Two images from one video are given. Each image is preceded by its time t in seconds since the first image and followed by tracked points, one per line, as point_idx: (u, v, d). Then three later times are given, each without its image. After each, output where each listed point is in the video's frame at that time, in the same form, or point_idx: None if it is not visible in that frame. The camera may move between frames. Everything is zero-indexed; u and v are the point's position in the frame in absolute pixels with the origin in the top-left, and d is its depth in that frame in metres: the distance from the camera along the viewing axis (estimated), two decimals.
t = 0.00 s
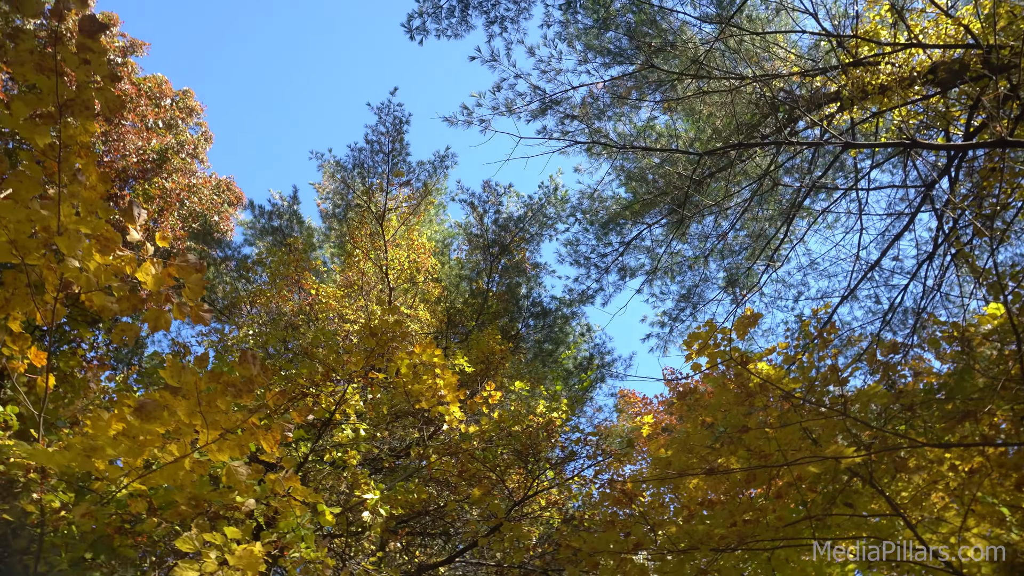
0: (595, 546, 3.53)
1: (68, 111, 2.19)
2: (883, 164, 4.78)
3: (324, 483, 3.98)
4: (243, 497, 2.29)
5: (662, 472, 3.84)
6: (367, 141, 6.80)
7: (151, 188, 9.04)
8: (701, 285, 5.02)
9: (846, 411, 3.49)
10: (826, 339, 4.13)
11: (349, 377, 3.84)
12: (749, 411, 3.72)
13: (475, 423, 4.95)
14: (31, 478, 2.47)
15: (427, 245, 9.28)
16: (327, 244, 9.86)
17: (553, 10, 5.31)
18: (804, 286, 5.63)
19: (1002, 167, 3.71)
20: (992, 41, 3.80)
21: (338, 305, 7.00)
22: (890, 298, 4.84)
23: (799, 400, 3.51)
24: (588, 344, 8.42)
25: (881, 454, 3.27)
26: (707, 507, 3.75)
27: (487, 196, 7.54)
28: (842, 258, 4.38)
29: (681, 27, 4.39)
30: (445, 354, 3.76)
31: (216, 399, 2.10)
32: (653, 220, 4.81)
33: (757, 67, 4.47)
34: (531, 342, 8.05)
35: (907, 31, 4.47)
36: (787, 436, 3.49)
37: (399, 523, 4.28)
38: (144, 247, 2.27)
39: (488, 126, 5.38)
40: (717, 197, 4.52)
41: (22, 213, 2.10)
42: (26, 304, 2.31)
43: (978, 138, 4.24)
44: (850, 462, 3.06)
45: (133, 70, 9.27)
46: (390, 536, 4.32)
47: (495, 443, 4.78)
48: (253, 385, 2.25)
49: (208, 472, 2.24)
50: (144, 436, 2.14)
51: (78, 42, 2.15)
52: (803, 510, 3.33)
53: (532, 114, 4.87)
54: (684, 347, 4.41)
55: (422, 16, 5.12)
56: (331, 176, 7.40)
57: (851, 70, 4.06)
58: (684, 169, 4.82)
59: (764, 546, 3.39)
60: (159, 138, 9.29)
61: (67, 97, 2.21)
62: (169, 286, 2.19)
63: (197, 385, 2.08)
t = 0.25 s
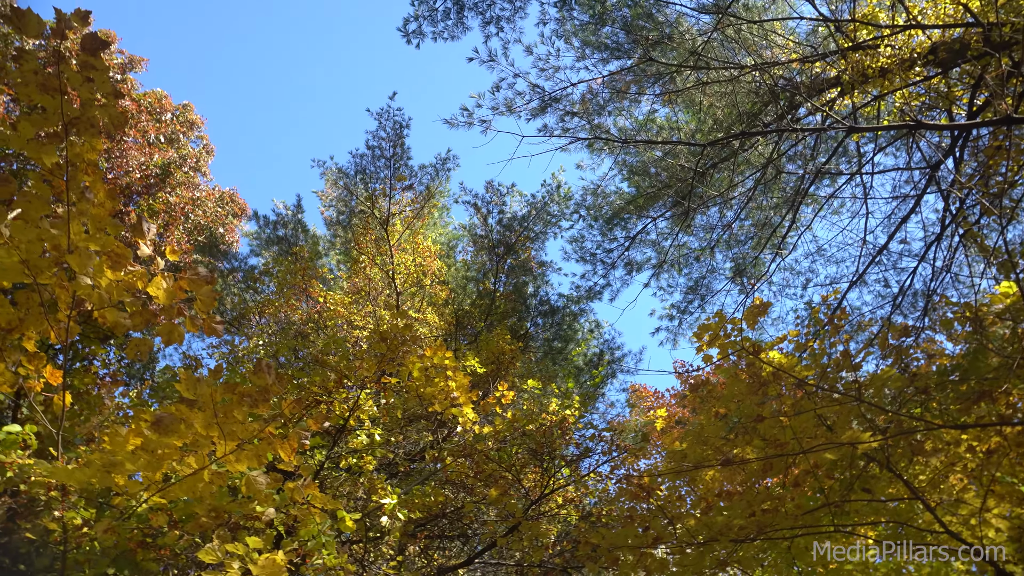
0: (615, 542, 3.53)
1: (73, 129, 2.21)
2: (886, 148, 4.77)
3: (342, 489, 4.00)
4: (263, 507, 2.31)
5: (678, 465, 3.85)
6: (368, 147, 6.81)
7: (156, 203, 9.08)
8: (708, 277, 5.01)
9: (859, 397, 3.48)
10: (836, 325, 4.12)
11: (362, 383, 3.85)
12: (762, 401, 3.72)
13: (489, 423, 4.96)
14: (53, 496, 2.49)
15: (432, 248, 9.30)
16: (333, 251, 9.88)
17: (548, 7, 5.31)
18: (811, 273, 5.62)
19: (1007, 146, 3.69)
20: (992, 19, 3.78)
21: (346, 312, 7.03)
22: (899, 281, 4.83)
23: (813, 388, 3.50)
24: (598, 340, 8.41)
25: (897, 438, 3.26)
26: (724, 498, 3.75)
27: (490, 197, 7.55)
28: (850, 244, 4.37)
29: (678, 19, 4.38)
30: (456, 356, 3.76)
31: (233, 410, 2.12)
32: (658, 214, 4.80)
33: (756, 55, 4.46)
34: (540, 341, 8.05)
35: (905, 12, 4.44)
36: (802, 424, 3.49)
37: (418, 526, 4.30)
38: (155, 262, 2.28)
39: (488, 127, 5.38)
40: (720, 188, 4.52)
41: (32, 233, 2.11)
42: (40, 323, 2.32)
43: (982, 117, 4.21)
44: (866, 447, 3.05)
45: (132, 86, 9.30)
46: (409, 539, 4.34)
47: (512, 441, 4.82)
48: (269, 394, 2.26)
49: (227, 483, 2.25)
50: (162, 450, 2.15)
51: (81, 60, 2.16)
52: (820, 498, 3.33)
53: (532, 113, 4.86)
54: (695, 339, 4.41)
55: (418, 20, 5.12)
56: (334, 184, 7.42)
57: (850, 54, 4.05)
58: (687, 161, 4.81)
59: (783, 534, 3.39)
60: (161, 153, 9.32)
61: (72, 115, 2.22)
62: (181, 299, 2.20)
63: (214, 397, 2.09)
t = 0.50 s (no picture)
0: (634, 536, 3.54)
1: (80, 148, 2.22)
2: (889, 129, 4.74)
3: (360, 495, 4.02)
4: (282, 516, 2.32)
5: (694, 457, 3.84)
6: (370, 153, 6.83)
7: (161, 218, 9.13)
8: (715, 268, 5.00)
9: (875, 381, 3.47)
10: (846, 311, 4.11)
11: (375, 388, 3.86)
12: (776, 390, 3.71)
13: (502, 423, 4.98)
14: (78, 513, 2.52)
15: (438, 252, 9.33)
16: (339, 259, 9.91)
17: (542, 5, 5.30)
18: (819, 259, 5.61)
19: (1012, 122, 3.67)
20: None
21: (355, 319, 7.05)
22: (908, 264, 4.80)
23: (826, 374, 3.49)
24: (607, 336, 8.41)
25: (913, 422, 3.24)
26: (742, 489, 3.76)
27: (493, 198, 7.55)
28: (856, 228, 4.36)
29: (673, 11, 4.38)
30: (467, 358, 3.75)
31: (250, 420, 2.13)
32: (662, 206, 4.80)
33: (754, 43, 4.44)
34: (550, 339, 8.08)
35: None
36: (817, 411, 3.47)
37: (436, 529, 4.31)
38: (166, 277, 2.30)
39: (489, 128, 5.39)
40: (724, 179, 4.50)
41: (43, 253, 2.13)
42: (54, 342, 2.33)
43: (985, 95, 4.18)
44: (883, 431, 3.04)
45: (132, 103, 9.34)
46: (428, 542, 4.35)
47: (529, 440, 4.81)
48: (284, 403, 2.27)
49: (246, 493, 2.26)
50: (181, 463, 2.16)
51: (85, 79, 2.17)
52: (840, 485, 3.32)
53: (532, 111, 4.86)
54: (705, 330, 4.40)
55: (414, 23, 5.13)
56: (338, 192, 7.45)
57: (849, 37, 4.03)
58: (689, 153, 4.80)
59: (803, 522, 3.38)
60: (164, 169, 9.37)
61: (78, 134, 2.23)
62: (193, 312, 2.21)
63: (231, 408, 2.10)
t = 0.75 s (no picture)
0: (656, 529, 3.54)
1: (83, 172, 2.23)
2: (890, 108, 4.71)
3: (380, 502, 4.03)
4: (304, 527, 2.32)
5: (711, 447, 3.83)
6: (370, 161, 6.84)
7: (167, 238, 9.18)
8: (721, 256, 4.98)
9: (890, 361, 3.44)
10: (856, 292, 4.08)
11: (389, 395, 3.87)
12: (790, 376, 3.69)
13: (518, 423, 4.98)
14: (102, 535, 2.54)
15: (443, 255, 9.34)
16: (345, 268, 9.95)
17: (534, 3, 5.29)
18: (826, 241, 5.58)
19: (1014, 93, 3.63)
20: None
21: (365, 327, 7.07)
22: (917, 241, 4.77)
23: (839, 357, 3.47)
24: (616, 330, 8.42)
25: (931, 401, 3.22)
26: (761, 476, 3.74)
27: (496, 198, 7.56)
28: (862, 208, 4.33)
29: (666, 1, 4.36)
30: (478, 360, 3.75)
31: (266, 433, 2.14)
32: (665, 198, 4.78)
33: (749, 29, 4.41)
34: (561, 337, 8.15)
35: None
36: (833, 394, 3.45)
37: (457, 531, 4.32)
38: (175, 296, 2.31)
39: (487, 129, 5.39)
40: (726, 167, 4.48)
41: (53, 279, 2.14)
42: (69, 367, 2.35)
43: (985, 67, 4.15)
44: (901, 412, 3.02)
45: (132, 125, 9.39)
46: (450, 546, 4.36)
47: (544, 439, 4.81)
48: (299, 415, 2.27)
49: (266, 506, 2.27)
50: (201, 479, 2.17)
51: (85, 103, 2.18)
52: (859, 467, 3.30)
53: (530, 110, 4.86)
54: (716, 319, 4.39)
55: (408, 29, 5.13)
56: (341, 201, 7.47)
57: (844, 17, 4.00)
58: (689, 142, 4.78)
59: (825, 507, 3.36)
60: (167, 189, 9.42)
61: (81, 158, 2.24)
62: (204, 329, 2.21)
63: (246, 422, 2.11)
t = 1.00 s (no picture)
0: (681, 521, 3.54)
1: (91, 203, 2.25)
2: (890, 83, 4.68)
3: (404, 510, 4.05)
4: (331, 541, 2.34)
5: (731, 436, 3.82)
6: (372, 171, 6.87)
7: (176, 260, 9.25)
8: (729, 243, 4.95)
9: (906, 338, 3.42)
10: (868, 271, 4.06)
11: (407, 403, 3.89)
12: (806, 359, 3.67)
13: (536, 423, 4.99)
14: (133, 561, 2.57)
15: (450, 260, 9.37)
16: (354, 278, 9.99)
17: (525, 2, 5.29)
18: (833, 222, 5.55)
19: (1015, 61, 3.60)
20: None
21: (378, 336, 7.10)
22: (925, 216, 4.74)
23: (855, 337, 3.45)
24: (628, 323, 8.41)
25: (950, 376, 3.20)
26: (784, 462, 3.73)
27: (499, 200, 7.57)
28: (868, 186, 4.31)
29: None
30: (492, 363, 3.77)
31: (287, 450, 2.16)
32: (669, 188, 4.77)
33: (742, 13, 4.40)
34: (573, 335, 8.17)
35: None
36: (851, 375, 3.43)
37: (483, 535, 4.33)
38: (189, 318, 2.32)
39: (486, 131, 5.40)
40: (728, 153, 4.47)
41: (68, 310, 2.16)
42: (89, 397, 2.36)
43: (984, 36, 4.12)
44: (921, 388, 3.00)
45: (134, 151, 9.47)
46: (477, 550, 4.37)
47: (564, 437, 4.81)
48: (321, 430, 2.29)
49: (293, 522, 2.28)
50: (227, 500, 2.19)
51: (88, 134, 2.20)
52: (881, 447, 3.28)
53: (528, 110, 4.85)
54: (727, 306, 4.37)
55: (401, 37, 5.14)
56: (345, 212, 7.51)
57: None
58: (690, 131, 4.77)
59: (850, 489, 3.34)
60: (173, 211, 9.49)
61: (88, 189, 2.26)
62: (220, 351, 2.23)
63: (267, 440, 2.13)
